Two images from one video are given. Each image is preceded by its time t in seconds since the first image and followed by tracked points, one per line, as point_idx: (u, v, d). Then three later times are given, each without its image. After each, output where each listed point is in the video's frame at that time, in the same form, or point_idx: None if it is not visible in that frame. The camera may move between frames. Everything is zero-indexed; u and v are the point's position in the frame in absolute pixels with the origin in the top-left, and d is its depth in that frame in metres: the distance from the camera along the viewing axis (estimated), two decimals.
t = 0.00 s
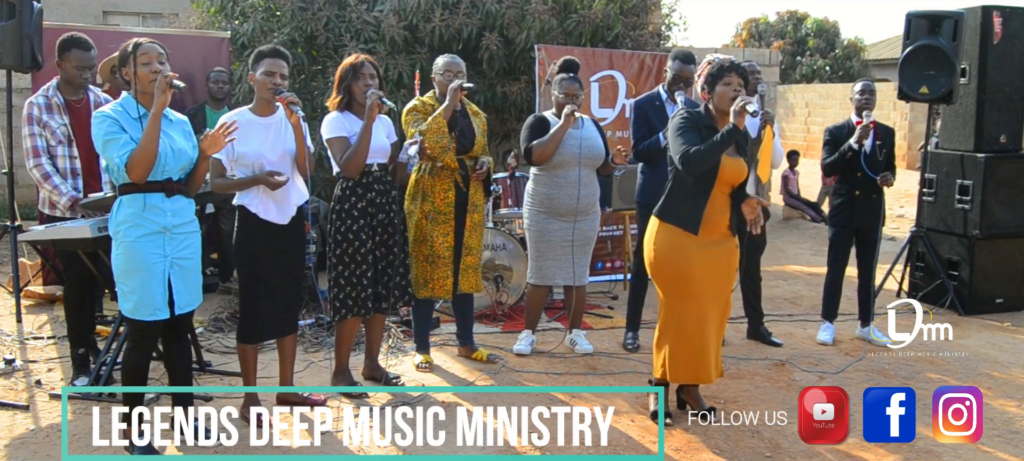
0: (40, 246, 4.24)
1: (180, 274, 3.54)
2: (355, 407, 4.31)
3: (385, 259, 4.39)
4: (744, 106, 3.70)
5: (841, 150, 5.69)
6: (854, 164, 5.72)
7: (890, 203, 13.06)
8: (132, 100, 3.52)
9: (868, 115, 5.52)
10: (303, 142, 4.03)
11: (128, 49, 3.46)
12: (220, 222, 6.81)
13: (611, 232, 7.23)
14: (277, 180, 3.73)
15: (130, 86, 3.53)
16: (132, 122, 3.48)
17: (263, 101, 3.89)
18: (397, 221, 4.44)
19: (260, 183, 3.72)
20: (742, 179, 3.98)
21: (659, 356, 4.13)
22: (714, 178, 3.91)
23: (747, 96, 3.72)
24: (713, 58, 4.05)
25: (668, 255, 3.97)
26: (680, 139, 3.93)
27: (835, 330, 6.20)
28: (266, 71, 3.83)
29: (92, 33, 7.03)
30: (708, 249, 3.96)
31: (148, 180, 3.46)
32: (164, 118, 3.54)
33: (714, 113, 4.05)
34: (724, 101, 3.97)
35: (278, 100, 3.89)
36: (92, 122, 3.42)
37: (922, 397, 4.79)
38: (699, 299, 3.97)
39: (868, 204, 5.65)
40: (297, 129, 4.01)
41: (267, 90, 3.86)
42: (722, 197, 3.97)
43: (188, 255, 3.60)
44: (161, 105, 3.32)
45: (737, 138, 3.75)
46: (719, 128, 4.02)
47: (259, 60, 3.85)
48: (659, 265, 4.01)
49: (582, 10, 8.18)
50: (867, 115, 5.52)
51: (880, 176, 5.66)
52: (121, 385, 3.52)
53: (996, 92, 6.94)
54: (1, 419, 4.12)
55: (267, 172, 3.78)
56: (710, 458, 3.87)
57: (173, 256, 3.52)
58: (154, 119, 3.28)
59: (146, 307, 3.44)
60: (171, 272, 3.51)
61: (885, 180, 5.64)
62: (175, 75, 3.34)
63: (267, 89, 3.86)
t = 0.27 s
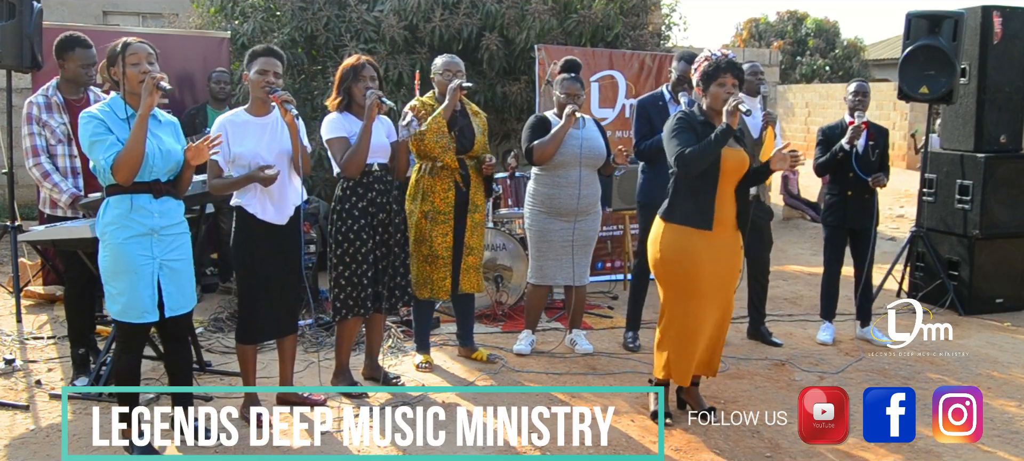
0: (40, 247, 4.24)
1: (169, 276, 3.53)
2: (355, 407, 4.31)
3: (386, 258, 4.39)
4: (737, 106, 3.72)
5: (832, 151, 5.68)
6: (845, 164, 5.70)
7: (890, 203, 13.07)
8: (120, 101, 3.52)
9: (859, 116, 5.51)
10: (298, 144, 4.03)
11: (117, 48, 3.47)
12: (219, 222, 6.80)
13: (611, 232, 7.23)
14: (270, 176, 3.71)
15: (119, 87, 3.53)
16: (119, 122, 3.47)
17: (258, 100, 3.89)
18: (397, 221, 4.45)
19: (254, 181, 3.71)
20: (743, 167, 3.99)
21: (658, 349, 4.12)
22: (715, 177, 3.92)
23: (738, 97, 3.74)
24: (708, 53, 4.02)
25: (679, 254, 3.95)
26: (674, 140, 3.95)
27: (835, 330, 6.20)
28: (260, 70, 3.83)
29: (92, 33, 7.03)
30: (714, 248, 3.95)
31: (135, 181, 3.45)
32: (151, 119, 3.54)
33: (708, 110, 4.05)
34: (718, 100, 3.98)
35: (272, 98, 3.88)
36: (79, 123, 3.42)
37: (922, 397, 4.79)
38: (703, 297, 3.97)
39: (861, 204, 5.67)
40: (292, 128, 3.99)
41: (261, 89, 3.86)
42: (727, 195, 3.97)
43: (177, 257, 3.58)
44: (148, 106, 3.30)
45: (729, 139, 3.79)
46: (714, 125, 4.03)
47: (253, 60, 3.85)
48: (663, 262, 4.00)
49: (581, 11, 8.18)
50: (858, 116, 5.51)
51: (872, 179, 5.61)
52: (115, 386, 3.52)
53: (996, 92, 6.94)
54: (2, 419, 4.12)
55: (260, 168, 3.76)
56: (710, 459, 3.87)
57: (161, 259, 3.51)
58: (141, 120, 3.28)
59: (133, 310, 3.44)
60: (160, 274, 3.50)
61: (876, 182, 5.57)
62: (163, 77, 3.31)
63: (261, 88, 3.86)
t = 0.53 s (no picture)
0: (40, 247, 4.24)
1: (164, 277, 3.52)
2: (355, 407, 4.31)
3: (386, 259, 4.39)
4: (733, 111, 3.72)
5: (830, 154, 5.67)
6: (842, 166, 5.70)
7: (891, 203, 13.06)
8: (114, 101, 3.50)
9: (857, 120, 5.49)
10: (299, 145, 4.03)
11: (112, 48, 3.46)
12: (218, 223, 6.79)
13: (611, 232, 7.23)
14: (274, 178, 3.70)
15: (113, 87, 3.52)
16: (113, 123, 3.45)
17: (257, 100, 3.89)
18: (396, 221, 4.45)
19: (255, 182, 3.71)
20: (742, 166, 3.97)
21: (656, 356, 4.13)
22: (710, 178, 3.92)
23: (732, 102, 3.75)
24: (708, 53, 3.98)
25: (676, 254, 3.95)
26: (670, 144, 3.95)
27: (835, 330, 6.20)
28: (261, 71, 3.82)
29: (92, 33, 7.03)
30: (716, 248, 3.95)
31: (129, 182, 3.45)
32: (146, 120, 3.53)
33: (706, 111, 4.06)
34: (715, 103, 3.99)
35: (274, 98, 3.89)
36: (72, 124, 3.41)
37: (922, 397, 4.79)
38: (706, 296, 3.97)
39: (859, 204, 5.68)
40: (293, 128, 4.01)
41: (263, 89, 3.85)
42: (728, 195, 3.97)
43: (172, 258, 3.58)
44: (142, 109, 3.26)
45: (724, 143, 3.79)
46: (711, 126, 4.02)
47: (252, 61, 3.84)
48: (664, 262, 4.00)
49: (582, 10, 8.18)
50: (857, 120, 5.49)
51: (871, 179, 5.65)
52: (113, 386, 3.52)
53: (996, 92, 6.94)
54: (2, 419, 4.12)
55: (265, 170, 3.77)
56: (710, 458, 3.87)
57: (156, 259, 3.50)
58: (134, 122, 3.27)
59: (127, 311, 3.44)
60: (154, 275, 3.49)
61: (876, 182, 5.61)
62: (157, 79, 3.26)
63: (261, 88, 3.85)
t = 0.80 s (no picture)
0: (40, 247, 4.24)
1: (170, 276, 3.52)
2: (355, 407, 4.31)
3: (385, 259, 4.39)
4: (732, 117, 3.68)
5: (837, 155, 5.69)
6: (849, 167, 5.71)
7: (891, 203, 13.06)
8: (119, 101, 3.51)
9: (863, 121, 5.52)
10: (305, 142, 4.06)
11: (117, 48, 3.45)
12: (218, 223, 6.79)
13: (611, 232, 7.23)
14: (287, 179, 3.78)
15: (119, 87, 3.52)
16: (118, 123, 3.47)
17: (259, 100, 3.88)
18: (396, 222, 4.45)
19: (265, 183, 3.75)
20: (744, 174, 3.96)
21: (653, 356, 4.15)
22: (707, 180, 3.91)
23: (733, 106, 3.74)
24: (715, 53, 3.99)
25: (668, 253, 3.97)
26: (669, 144, 3.96)
27: (835, 330, 6.21)
28: (263, 71, 3.82)
29: (92, 33, 7.03)
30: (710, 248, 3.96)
31: (135, 182, 3.45)
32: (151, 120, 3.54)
33: (710, 111, 4.04)
34: (719, 106, 3.98)
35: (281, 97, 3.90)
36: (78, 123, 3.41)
37: (922, 397, 4.79)
38: (702, 296, 3.97)
39: (866, 205, 5.65)
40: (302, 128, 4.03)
41: (267, 89, 3.85)
42: (722, 196, 3.94)
43: (177, 257, 3.58)
44: (149, 108, 3.29)
45: (723, 147, 3.79)
46: (713, 128, 4.01)
47: (254, 61, 3.84)
48: (658, 263, 4.01)
49: (582, 11, 8.18)
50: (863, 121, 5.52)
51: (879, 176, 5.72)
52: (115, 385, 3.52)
53: (996, 92, 6.94)
54: (2, 419, 4.12)
55: (273, 170, 3.82)
56: (710, 458, 3.87)
57: (161, 259, 3.50)
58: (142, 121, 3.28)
59: (133, 310, 3.44)
60: (160, 274, 3.49)
61: (884, 182, 5.67)
62: (163, 78, 3.31)
63: (265, 88, 3.85)
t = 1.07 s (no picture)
0: (40, 247, 4.24)
1: (182, 274, 3.54)
2: (355, 407, 4.31)
3: (384, 259, 4.39)
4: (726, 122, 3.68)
5: (852, 158, 5.66)
6: (865, 170, 5.68)
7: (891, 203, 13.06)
8: (131, 101, 3.52)
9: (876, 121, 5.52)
10: (312, 142, 4.10)
11: (127, 48, 3.45)
12: (218, 223, 6.79)
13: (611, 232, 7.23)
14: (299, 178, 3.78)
15: (130, 87, 3.53)
16: (131, 123, 3.48)
17: (265, 99, 3.88)
18: (396, 222, 4.45)
19: (276, 181, 3.76)
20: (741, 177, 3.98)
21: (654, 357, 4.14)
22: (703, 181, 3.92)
23: (730, 108, 3.73)
24: (718, 55, 4.02)
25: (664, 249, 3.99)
26: (666, 144, 3.96)
27: (835, 330, 6.20)
28: (268, 71, 3.82)
29: (92, 33, 7.03)
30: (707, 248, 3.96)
31: (150, 180, 3.46)
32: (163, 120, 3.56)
33: (710, 112, 4.04)
34: (718, 107, 3.98)
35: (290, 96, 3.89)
36: (91, 123, 3.42)
37: (922, 397, 4.78)
38: (699, 297, 3.97)
39: (881, 208, 5.65)
40: (308, 126, 4.03)
41: (273, 89, 3.85)
42: (717, 197, 3.96)
43: (189, 255, 3.60)
44: (162, 107, 3.32)
45: (719, 149, 3.80)
46: (711, 130, 4.00)
47: (258, 61, 3.84)
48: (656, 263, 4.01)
49: (582, 10, 8.18)
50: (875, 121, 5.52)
51: (893, 179, 5.72)
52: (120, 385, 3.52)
53: (996, 92, 6.94)
54: (1, 419, 4.12)
55: (286, 169, 3.83)
56: (710, 458, 3.87)
57: (174, 257, 3.52)
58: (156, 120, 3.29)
59: (147, 307, 3.44)
60: (173, 272, 3.51)
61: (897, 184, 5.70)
62: (177, 76, 3.33)
63: (272, 88, 3.85)
